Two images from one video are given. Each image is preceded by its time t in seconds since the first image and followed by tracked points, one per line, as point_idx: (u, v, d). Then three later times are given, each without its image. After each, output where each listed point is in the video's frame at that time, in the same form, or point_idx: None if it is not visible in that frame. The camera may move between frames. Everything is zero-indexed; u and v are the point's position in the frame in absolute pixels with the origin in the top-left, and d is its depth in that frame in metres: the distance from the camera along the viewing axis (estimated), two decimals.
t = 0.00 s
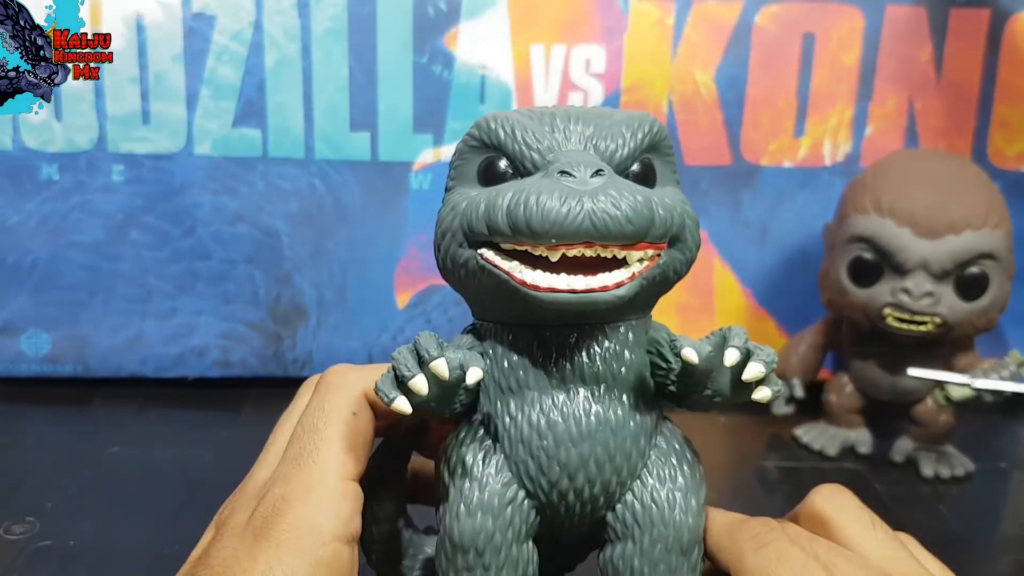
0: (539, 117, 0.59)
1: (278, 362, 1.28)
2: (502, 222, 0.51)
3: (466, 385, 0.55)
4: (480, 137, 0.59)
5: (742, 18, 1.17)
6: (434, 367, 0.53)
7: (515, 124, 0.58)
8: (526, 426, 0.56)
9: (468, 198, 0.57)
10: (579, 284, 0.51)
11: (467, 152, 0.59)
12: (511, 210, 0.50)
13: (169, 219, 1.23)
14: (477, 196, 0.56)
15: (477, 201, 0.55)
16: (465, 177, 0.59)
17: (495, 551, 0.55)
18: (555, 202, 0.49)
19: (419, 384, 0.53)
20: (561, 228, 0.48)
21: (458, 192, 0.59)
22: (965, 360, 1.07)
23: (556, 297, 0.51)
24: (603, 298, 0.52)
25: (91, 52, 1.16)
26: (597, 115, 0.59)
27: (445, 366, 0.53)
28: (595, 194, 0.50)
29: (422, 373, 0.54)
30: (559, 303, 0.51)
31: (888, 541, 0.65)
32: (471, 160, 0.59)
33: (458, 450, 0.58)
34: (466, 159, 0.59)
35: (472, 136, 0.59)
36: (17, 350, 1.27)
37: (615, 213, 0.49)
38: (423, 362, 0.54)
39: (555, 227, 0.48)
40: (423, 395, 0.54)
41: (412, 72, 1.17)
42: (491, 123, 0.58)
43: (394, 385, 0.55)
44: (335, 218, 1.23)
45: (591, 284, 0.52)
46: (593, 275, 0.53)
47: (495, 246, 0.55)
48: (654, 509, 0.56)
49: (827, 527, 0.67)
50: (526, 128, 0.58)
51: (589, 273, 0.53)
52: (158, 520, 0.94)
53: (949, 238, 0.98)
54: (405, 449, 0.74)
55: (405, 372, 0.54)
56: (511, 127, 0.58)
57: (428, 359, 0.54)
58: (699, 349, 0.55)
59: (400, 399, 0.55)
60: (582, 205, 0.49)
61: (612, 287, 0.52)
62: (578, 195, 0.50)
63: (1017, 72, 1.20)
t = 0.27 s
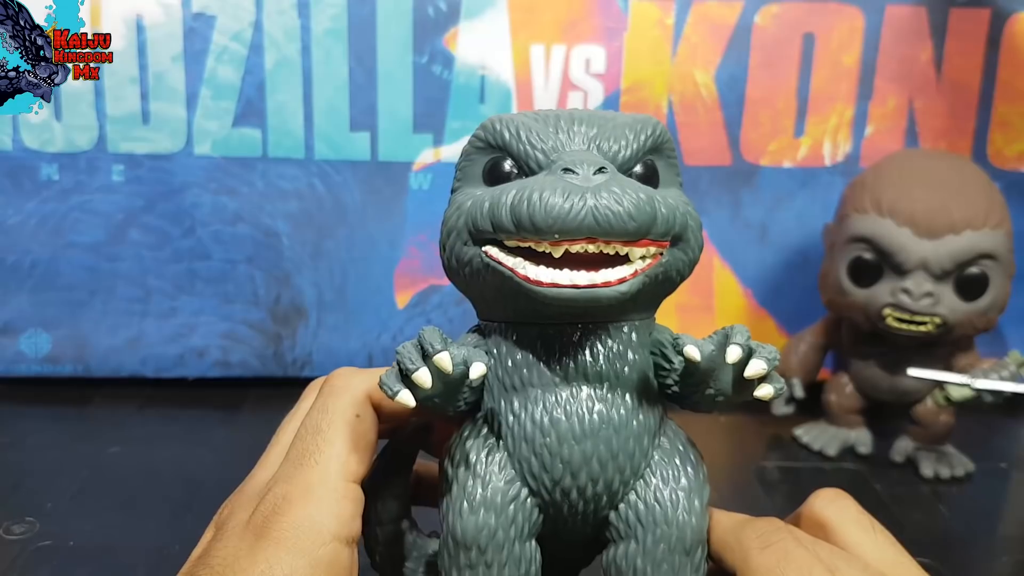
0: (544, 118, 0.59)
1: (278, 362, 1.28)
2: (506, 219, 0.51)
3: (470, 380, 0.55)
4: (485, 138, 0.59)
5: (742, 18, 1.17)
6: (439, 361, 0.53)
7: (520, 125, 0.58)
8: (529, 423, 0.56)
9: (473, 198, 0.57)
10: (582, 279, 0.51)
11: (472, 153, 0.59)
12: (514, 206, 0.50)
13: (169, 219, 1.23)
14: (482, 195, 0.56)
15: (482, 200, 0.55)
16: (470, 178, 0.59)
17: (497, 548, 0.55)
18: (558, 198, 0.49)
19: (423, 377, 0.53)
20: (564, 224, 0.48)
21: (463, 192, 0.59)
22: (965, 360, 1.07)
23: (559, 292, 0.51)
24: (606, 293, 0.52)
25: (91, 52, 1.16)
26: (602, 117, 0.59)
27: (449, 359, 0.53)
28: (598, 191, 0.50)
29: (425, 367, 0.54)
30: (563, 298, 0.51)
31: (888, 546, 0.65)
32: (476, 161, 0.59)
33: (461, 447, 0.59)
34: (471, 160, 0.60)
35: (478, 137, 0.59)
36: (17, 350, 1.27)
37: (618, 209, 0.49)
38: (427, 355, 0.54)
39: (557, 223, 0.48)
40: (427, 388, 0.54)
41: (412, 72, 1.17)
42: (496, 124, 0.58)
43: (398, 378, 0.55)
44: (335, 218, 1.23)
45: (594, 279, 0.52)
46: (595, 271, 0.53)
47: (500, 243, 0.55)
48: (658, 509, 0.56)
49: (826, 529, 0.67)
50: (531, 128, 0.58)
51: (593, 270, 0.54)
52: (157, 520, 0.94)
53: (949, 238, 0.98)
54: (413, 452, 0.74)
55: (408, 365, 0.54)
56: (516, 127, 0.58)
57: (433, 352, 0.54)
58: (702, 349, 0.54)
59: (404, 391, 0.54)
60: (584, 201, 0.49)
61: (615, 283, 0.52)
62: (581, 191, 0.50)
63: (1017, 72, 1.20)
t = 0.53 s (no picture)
0: (540, 99, 0.59)
1: (278, 362, 1.28)
2: (494, 205, 0.51)
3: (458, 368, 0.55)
4: (481, 120, 0.59)
5: (742, 19, 1.17)
6: (424, 350, 0.54)
7: (515, 106, 0.58)
8: (522, 411, 0.56)
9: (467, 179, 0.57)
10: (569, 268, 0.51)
11: (469, 134, 0.60)
12: (503, 192, 0.51)
13: (169, 219, 1.23)
14: (475, 177, 0.56)
15: (474, 182, 0.55)
16: (467, 159, 0.60)
17: (488, 535, 0.55)
18: (545, 183, 0.49)
19: (409, 366, 0.54)
20: (550, 209, 0.48)
21: (459, 174, 0.59)
22: (965, 360, 1.07)
23: (546, 282, 0.51)
24: (595, 283, 0.51)
25: (91, 52, 1.16)
26: (599, 96, 0.59)
27: (435, 349, 0.54)
28: (587, 177, 0.50)
29: (412, 356, 0.55)
30: (549, 286, 0.51)
31: (890, 545, 0.65)
32: (472, 143, 0.60)
33: (457, 436, 0.59)
34: (467, 141, 0.60)
35: (475, 118, 0.60)
36: (17, 349, 1.27)
37: (606, 196, 0.49)
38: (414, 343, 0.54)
39: (544, 209, 0.48)
40: (412, 377, 0.55)
41: (412, 72, 1.17)
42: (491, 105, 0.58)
43: (386, 367, 0.56)
44: (335, 218, 1.23)
45: (581, 268, 0.52)
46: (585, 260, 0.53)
47: (491, 230, 0.55)
48: (651, 499, 0.56)
49: (827, 527, 0.67)
50: (526, 109, 0.58)
51: (582, 258, 0.53)
52: (157, 520, 0.94)
53: (949, 238, 0.98)
54: (412, 442, 0.76)
55: (394, 353, 0.54)
56: (511, 108, 0.58)
57: (419, 341, 0.54)
58: (699, 339, 0.55)
59: (391, 379, 0.55)
60: (572, 187, 0.49)
61: (603, 272, 0.52)
62: (569, 176, 0.50)
63: (1017, 73, 1.20)
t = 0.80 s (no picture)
0: (535, 102, 0.59)
1: (278, 362, 1.28)
2: (489, 208, 0.51)
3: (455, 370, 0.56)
4: (476, 123, 0.59)
5: (742, 19, 1.17)
6: (420, 354, 0.54)
7: (509, 110, 0.58)
8: (519, 413, 0.56)
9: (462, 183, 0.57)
10: (564, 271, 0.51)
11: (464, 137, 0.60)
12: (497, 195, 0.51)
13: (169, 219, 1.23)
14: (470, 181, 0.56)
15: (469, 186, 0.55)
16: (463, 163, 0.60)
17: (486, 537, 0.55)
18: (539, 187, 0.49)
19: (405, 370, 0.54)
20: (544, 212, 0.48)
21: (456, 178, 0.59)
22: (965, 360, 1.07)
23: (541, 284, 0.51)
24: (590, 284, 0.51)
25: (91, 52, 1.15)
26: (594, 99, 0.59)
27: (430, 352, 0.54)
28: (581, 180, 0.50)
29: (407, 358, 0.55)
30: (544, 289, 0.51)
31: (890, 546, 0.65)
32: (468, 146, 0.60)
33: (454, 439, 0.59)
34: (463, 145, 0.60)
35: (470, 122, 0.60)
36: (17, 349, 1.27)
37: (600, 199, 0.49)
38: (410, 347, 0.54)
39: (538, 212, 0.49)
40: (409, 380, 0.55)
41: (412, 72, 1.17)
42: (486, 109, 0.58)
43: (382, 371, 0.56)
44: (335, 218, 1.23)
45: (576, 270, 0.52)
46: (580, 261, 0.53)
47: (486, 233, 0.55)
48: (649, 501, 0.56)
49: (828, 528, 0.67)
50: (521, 112, 0.58)
51: (577, 259, 0.53)
52: (157, 520, 0.94)
53: (948, 238, 0.98)
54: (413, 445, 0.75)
55: (390, 357, 0.54)
56: (505, 111, 0.58)
57: (414, 345, 0.54)
58: (695, 340, 0.54)
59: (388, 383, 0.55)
60: (566, 190, 0.49)
61: (598, 274, 0.52)
62: (563, 179, 0.50)
63: (1017, 73, 1.20)
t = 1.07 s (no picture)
0: (539, 100, 0.59)
1: (278, 362, 1.28)
2: (491, 206, 0.51)
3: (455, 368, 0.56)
4: (480, 120, 0.59)
5: (742, 19, 1.17)
6: (420, 351, 0.54)
7: (514, 106, 0.58)
8: (521, 412, 0.56)
9: (466, 180, 0.57)
10: (565, 270, 0.51)
11: (468, 133, 0.60)
12: (498, 193, 0.51)
13: (169, 219, 1.23)
14: (473, 177, 0.56)
15: (473, 183, 0.55)
16: (467, 160, 0.60)
17: (485, 536, 0.55)
18: (541, 185, 0.49)
19: (404, 367, 0.54)
20: (546, 211, 0.48)
21: (459, 175, 0.59)
22: (966, 360, 1.07)
23: (542, 283, 0.51)
24: (591, 284, 0.51)
25: (92, 52, 1.16)
26: (598, 96, 0.59)
27: (431, 350, 0.54)
28: (583, 178, 0.50)
29: (407, 356, 0.55)
30: (545, 288, 0.51)
31: (890, 547, 0.65)
32: (472, 143, 0.60)
33: (454, 438, 0.59)
34: (467, 141, 0.60)
35: (474, 119, 0.60)
36: (17, 349, 1.28)
37: (603, 198, 0.49)
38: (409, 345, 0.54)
39: (539, 210, 0.48)
40: (409, 378, 0.55)
41: (412, 72, 1.17)
42: (490, 105, 0.58)
43: (382, 367, 0.56)
44: (335, 218, 1.23)
45: (577, 269, 0.51)
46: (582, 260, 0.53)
47: (488, 231, 0.55)
48: (649, 501, 0.56)
49: (828, 530, 0.67)
50: (525, 110, 0.58)
51: (577, 259, 0.53)
52: (157, 520, 0.94)
53: (949, 238, 0.98)
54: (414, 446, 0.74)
55: (390, 355, 0.55)
56: (510, 108, 0.58)
57: (415, 342, 0.54)
58: (698, 341, 0.55)
59: (388, 380, 0.55)
60: (568, 188, 0.49)
61: (599, 273, 0.52)
62: (565, 178, 0.50)
63: (1017, 73, 1.20)
